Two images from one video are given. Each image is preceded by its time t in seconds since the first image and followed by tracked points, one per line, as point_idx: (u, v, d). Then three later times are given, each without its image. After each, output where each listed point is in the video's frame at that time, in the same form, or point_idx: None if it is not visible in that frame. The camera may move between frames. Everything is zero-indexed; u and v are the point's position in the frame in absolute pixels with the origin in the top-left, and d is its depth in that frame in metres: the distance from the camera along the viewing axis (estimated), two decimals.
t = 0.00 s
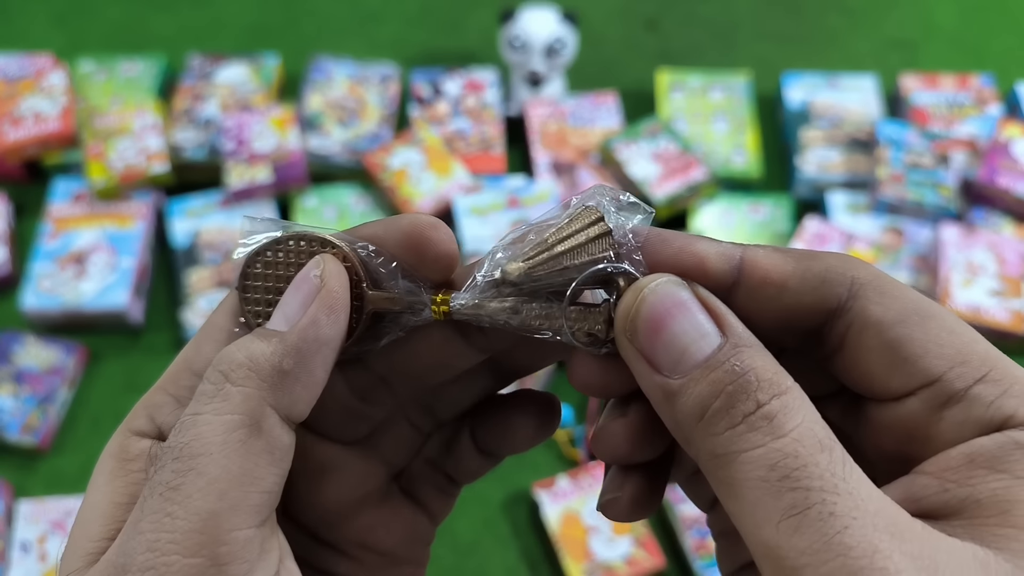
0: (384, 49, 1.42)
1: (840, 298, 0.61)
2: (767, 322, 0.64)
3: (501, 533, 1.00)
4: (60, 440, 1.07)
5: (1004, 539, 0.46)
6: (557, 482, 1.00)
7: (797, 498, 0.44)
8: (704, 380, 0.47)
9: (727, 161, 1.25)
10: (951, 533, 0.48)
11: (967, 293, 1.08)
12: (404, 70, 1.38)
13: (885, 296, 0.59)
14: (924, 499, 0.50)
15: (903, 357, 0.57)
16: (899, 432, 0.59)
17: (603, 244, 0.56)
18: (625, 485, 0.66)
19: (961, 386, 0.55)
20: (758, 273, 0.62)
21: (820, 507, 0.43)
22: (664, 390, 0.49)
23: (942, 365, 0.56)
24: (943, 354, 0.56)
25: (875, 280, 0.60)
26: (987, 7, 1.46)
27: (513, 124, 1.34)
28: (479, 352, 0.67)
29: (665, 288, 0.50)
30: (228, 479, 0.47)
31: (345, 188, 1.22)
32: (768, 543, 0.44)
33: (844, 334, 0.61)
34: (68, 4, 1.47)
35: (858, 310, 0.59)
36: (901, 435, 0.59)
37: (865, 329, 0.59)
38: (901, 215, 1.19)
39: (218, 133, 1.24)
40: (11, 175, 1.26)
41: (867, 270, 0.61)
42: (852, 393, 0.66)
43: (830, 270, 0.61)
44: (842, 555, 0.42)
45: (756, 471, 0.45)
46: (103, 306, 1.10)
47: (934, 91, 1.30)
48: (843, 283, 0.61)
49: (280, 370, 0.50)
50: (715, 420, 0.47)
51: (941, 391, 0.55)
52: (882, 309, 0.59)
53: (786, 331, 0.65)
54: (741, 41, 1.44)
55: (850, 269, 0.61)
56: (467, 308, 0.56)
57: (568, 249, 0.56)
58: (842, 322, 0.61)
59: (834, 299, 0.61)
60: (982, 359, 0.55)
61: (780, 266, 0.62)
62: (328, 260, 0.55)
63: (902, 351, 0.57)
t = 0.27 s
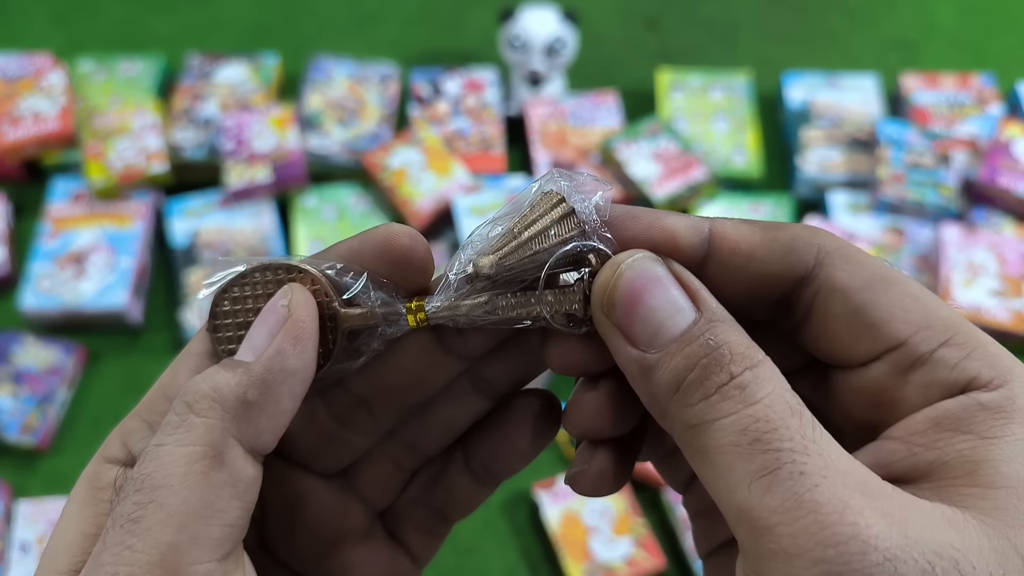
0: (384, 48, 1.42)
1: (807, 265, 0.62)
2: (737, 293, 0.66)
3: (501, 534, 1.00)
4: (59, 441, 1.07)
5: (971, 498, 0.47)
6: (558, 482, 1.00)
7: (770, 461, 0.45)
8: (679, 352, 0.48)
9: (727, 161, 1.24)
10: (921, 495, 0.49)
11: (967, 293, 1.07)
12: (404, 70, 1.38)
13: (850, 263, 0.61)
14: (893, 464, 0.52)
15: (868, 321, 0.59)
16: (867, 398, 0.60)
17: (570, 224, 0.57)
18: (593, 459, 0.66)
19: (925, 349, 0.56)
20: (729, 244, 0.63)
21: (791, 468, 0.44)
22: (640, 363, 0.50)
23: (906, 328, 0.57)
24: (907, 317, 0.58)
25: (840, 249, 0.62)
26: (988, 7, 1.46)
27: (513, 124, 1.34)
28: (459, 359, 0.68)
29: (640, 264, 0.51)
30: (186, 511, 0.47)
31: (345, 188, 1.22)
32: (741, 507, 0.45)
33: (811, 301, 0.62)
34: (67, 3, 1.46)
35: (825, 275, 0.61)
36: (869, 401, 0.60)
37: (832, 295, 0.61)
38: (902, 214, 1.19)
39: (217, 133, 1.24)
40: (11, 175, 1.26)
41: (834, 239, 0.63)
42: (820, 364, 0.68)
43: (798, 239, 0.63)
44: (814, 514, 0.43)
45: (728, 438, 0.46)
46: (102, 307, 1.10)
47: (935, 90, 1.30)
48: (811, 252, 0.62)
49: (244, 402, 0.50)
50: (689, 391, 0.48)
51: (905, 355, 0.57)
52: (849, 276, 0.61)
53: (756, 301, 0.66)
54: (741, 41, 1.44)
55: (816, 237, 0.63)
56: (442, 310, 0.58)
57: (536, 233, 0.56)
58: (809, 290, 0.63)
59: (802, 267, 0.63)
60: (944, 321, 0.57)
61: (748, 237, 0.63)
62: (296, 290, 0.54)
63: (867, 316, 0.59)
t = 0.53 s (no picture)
0: (384, 48, 1.42)
1: (797, 252, 0.65)
2: (728, 280, 0.68)
3: (501, 534, 0.99)
4: (59, 441, 1.07)
5: (957, 475, 0.48)
6: (558, 483, 1.00)
7: (761, 438, 0.46)
8: (676, 337, 0.50)
9: (727, 161, 1.24)
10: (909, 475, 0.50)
11: (967, 293, 1.07)
12: (404, 70, 1.38)
13: (839, 250, 0.64)
14: (882, 446, 0.53)
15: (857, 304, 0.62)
16: (854, 380, 0.63)
17: (566, 215, 0.57)
18: (584, 445, 0.66)
19: (912, 331, 0.59)
20: (722, 231, 0.65)
21: (783, 444, 0.46)
22: (638, 348, 0.52)
23: (894, 312, 0.61)
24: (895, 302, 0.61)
25: (828, 237, 0.65)
26: (989, 7, 1.46)
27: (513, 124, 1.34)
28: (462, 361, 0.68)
29: (639, 252, 0.53)
30: (188, 540, 0.47)
31: (345, 188, 1.22)
32: (736, 484, 0.47)
33: (801, 286, 0.65)
34: (66, 3, 1.46)
35: (816, 261, 0.64)
36: (858, 384, 0.63)
37: (822, 281, 0.64)
38: (902, 214, 1.19)
39: (217, 133, 1.24)
40: (11, 175, 1.26)
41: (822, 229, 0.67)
42: (808, 352, 0.71)
43: (788, 228, 0.66)
44: (805, 487, 0.45)
45: (722, 417, 0.48)
46: (102, 307, 1.10)
47: (935, 90, 1.30)
48: (800, 239, 0.65)
49: (242, 426, 0.49)
50: (685, 374, 0.49)
51: (892, 338, 0.60)
52: (838, 264, 0.64)
53: (749, 289, 0.69)
54: (741, 41, 1.44)
55: (805, 225, 0.66)
56: (448, 309, 0.58)
57: (534, 227, 0.56)
58: (799, 276, 0.65)
59: (793, 254, 0.65)
60: (928, 307, 0.60)
61: (741, 224, 0.66)
62: (292, 306, 0.53)
63: (857, 301, 0.62)
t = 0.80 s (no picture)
0: (384, 48, 1.42)
1: (797, 249, 0.65)
2: (730, 278, 0.68)
3: (501, 534, 0.99)
4: (59, 441, 1.07)
5: (958, 471, 0.49)
6: (558, 482, 1.00)
7: (764, 434, 0.46)
8: (678, 334, 0.50)
9: (727, 161, 1.24)
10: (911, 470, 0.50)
11: (967, 293, 1.07)
12: (404, 70, 1.38)
13: (839, 246, 0.64)
14: (883, 442, 0.53)
15: (858, 301, 0.62)
16: (853, 377, 0.63)
17: (570, 213, 0.57)
18: (584, 442, 0.66)
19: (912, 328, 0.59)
20: (723, 229, 0.65)
21: (785, 440, 0.46)
22: (641, 345, 0.52)
23: (893, 309, 0.61)
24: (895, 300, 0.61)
25: (828, 232, 0.66)
26: (989, 6, 1.46)
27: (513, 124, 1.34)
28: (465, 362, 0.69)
29: (642, 250, 0.54)
30: (190, 546, 0.47)
31: (346, 188, 1.22)
32: (740, 481, 0.46)
33: (802, 283, 0.65)
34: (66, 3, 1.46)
35: (815, 258, 0.64)
36: (858, 380, 0.63)
37: (821, 277, 0.64)
38: (902, 214, 1.19)
39: (217, 133, 1.24)
40: (10, 175, 1.26)
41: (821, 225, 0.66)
42: (808, 349, 0.71)
43: (787, 225, 0.66)
44: (807, 482, 0.45)
45: (725, 413, 0.48)
46: (102, 307, 1.10)
47: (935, 90, 1.30)
48: (801, 235, 0.65)
49: (247, 430, 0.49)
50: (688, 371, 0.49)
51: (892, 335, 0.60)
52: (839, 260, 0.64)
53: (748, 288, 0.69)
54: (741, 41, 1.43)
55: (805, 222, 0.66)
56: (454, 306, 0.58)
57: (537, 225, 0.56)
58: (800, 273, 0.65)
59: (793, 250, 0.65)
60: (929, 304, 0.60)
61: (741, 222, 0.66)
62: (296, 309, 0.53)
63: (857, 298, 0.62)
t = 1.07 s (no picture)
0: (384, 48, 1.41)
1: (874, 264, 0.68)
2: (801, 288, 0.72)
3: (500, 534, 1.00)
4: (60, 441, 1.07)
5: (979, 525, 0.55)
6: (558, 482, 1.00)
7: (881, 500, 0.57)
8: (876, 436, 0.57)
9: (727, 161, 1.24)
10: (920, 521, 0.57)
11: (967, 293, 1.08)
12: (404, 70, 1.38)
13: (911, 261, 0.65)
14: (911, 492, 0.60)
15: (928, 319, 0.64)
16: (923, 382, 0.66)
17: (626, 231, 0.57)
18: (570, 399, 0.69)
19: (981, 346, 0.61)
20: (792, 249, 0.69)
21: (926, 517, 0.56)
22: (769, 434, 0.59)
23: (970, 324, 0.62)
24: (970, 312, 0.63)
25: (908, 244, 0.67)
26: (989, 6, 1.46)
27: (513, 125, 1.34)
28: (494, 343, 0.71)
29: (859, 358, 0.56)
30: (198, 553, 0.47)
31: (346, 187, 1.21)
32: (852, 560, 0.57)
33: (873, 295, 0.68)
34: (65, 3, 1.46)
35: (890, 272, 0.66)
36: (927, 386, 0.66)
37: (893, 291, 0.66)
38: (902, 214, 1.19)
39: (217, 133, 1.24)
40: (10, 175, 1.26)
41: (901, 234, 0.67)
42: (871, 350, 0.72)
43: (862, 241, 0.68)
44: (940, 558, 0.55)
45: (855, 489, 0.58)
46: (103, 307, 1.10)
47: (935, 90, 1.30)
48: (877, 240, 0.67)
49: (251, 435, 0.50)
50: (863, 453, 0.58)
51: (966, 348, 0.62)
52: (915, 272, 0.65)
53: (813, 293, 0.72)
54: (741, 41, 1.43)
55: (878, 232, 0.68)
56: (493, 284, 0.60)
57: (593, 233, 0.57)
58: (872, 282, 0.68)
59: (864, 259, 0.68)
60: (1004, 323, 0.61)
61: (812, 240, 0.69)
62: (227, 160, 0.65)
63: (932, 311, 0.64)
